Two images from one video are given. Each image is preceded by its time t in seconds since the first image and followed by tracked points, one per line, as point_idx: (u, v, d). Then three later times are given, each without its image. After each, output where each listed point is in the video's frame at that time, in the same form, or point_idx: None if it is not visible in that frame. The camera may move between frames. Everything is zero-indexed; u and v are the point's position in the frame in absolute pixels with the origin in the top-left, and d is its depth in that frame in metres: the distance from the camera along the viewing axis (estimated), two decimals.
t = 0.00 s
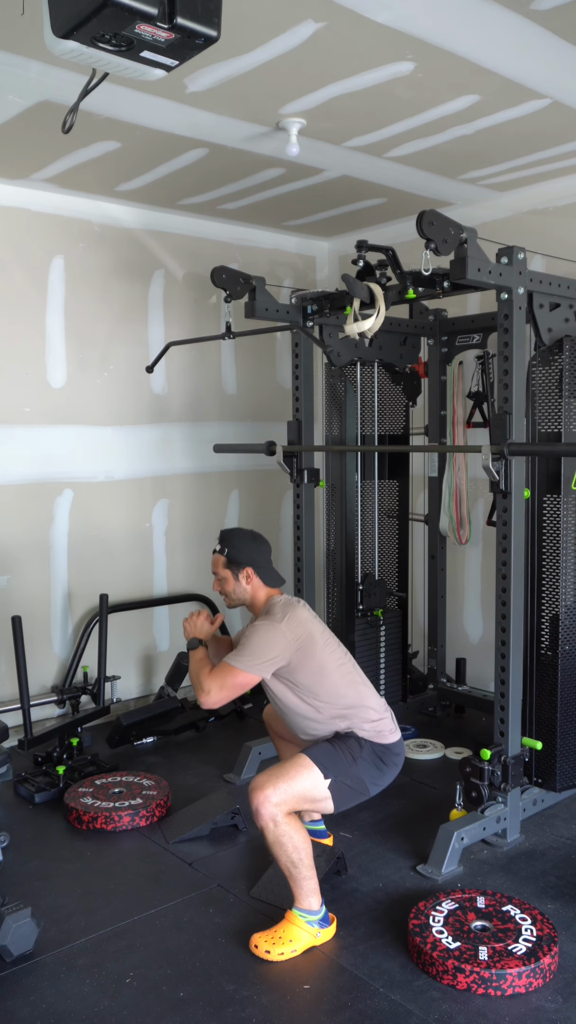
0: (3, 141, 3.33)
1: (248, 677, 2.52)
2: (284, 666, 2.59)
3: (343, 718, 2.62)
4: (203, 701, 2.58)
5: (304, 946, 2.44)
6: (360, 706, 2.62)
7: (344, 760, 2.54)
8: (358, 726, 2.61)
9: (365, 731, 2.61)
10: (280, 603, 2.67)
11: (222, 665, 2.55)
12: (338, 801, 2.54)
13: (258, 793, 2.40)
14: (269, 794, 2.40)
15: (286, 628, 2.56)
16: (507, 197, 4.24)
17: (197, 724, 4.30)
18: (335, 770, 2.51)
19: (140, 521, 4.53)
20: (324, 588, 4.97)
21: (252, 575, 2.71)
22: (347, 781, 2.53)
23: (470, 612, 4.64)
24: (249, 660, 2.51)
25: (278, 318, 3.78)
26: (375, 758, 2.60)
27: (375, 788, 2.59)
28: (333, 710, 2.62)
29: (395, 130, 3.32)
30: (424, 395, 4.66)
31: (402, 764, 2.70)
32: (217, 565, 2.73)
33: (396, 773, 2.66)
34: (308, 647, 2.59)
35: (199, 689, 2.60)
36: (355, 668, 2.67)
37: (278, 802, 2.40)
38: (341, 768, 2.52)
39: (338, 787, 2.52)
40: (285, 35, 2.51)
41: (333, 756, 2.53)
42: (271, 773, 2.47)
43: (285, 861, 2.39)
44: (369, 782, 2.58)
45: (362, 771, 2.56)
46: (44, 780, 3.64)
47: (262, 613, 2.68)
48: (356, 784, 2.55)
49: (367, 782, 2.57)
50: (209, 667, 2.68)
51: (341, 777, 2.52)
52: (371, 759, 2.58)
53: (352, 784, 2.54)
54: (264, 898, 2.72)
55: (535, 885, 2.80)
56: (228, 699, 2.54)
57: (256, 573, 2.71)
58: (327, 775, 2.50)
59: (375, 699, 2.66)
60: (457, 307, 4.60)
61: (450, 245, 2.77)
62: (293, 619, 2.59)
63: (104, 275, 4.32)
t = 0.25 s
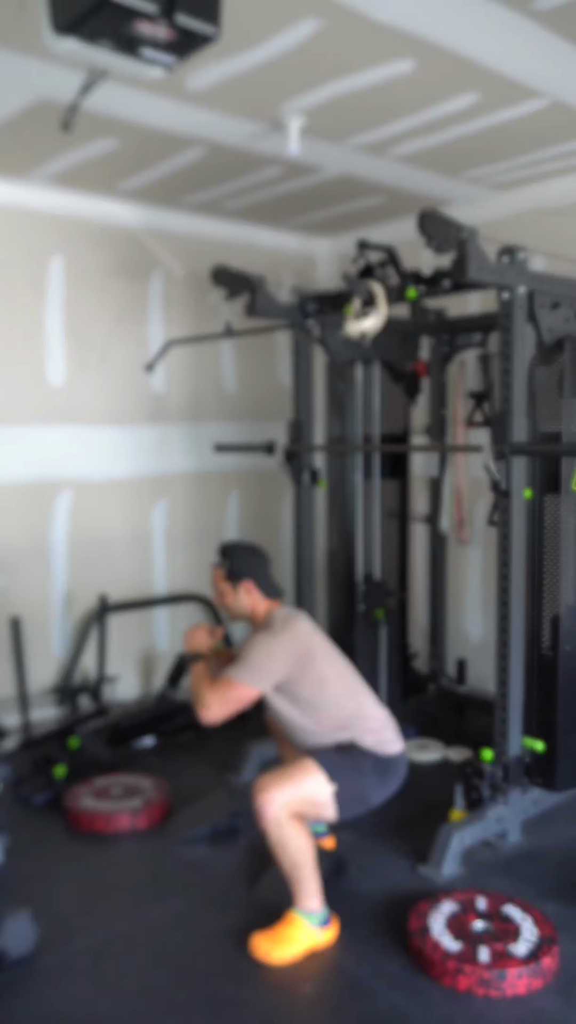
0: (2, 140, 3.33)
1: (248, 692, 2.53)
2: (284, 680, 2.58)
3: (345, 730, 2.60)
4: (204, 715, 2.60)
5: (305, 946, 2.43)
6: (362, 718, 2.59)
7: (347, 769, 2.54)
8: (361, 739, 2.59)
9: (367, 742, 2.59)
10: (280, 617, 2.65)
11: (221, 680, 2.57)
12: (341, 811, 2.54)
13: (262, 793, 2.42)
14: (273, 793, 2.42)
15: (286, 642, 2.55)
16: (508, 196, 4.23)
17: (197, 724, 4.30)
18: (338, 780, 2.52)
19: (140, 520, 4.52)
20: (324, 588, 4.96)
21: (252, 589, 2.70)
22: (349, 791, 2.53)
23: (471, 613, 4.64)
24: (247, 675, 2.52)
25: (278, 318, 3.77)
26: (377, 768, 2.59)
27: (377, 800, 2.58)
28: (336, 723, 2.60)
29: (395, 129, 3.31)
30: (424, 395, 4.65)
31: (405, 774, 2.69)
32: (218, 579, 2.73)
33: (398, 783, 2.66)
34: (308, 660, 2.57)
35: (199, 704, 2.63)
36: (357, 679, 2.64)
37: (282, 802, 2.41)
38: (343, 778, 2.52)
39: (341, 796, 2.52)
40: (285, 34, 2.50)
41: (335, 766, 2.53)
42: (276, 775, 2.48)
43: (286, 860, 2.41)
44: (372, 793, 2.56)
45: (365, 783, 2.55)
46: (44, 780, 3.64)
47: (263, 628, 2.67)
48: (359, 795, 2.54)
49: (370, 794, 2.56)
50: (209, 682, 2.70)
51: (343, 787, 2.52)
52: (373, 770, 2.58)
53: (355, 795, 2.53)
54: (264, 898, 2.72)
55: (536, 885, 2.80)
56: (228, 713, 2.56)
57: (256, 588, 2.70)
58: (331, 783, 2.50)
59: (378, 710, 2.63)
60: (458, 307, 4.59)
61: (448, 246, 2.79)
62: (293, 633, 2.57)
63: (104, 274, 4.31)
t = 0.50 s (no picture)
0: (4, 141, 3.34)
1: (251, 703, 2.54)
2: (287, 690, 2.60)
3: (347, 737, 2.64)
4: (206, 728, 2.58)
5: (304, 945, 2.44)
6: (363, 725, 2.63)
7: (350, 774, 2.57)
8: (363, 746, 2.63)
9: (369, 749, 2.63)
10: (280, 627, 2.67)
11: (224, 691, 2.56)
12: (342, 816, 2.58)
13: (265, 790, 2.42)
14: (276, 793, 2.42)
15: (288, 652, 2.57)
16: (507, 197, 4.25)
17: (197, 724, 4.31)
18: (341, 783, 2.55)
19: (140, 521, 4.53)
20: (324, 588, 4.97)
21: (252, 600, 2.72)
22: (351, 794, 2.57)
23: (470, 612, 4.64)
24: (251, 687, 2.53)
25: (277, 318, 3.78)
26: (379, 775, 2.62)
27: (378, 805, 2.62)
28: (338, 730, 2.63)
29: (395, 130, 3.32)
30: (424, 395, 4.67)
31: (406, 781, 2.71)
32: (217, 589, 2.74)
33: (399, 789, 2.69)
34: (310, 670, 2.59)
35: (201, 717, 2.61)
36: (358, 688, 2.68)
37: (284, 802, 2.41)
38: (346, 782, 2.56)
39: (341, 799, 2.56)
40: (285, 35, 2.51)
41: (339, 770, 2.56)
42: (279, 772, 2.49)
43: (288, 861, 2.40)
44: (373, 799, 2.60)
45: (367, 789, 2.58)
46: (44, 780, 3.64)
47: (263, 637, 2.69)
48: (361, 801, 2.58)
49: (371, 800, 2.59)
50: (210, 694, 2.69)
51: (345, 790, 2.55)
52: (375, 776, 2.61)
53: (355, 799, 2.58)
54: (264, 898, 2.72)
55: (535, 885, 2.80)
56: (231, 726, 2.55)
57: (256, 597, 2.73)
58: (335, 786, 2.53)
59: (379, 718, 2.67)
60: (457, 308, 4.60)
61: (449, 246, 2.78)
62: (294, 644, 2.60)
63: (105, 275, 4.32)
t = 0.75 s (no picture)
0: (4, 141, 3.33)
1: (252, 712, 2.54)
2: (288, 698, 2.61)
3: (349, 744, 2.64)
4: (207, 734, 2.59)
5: (304, 945, 2.44)
6: (367, 731, 2.63)
7: (352, 778, 2.57)
8: (366, 752, 2.63)
9: (372, 755, 2.63)
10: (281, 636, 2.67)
11: (224, 700, 2.57)
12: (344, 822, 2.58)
13: (269, 789, 2.43)
14: (280, 792, 2.42)
15: (288, 661, 2.58)
16: (507, 197, 4.24)
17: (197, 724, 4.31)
18: (343, 787, 2.54)
19: (140, 521, 4.52)
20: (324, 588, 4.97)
21: (253, 607, 2.72)
22: (353, 799, 2.56)
23: (470, 612, 4.64)
24: (251, 696, 2.53)
25: (278, 318, 3.78)
26: (382, 781, 2.61)
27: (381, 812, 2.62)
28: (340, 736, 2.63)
29: (395, 130, 3.32)
30: (424, 395, 4.66)
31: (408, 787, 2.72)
32: (218, 599, 2.74)
33: (402, 796, 2.68)
34: (311, 677, 2.60)
35: (202, 723, 2.62)
36: (360, 694, 2.68)
37: (287, 802, 2.41)
38: (348, 786, 2.55)
39: (343, 803, 2.55)
40: (284, 35, 2.51)
41: (341, 774, 2.55)
42: (282, 771, 2.49)
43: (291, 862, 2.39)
44: (375, 805, 2.60)
45: (370, 795, 2.58)
46: (44, 780, 3.64)
47: (263, 647, 2.70)
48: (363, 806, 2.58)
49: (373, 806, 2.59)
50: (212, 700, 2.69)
51: (347, 794, 2.55)
52: (378, 782, 2.61)
53: (356, 804, 2.57)
54: (264, 898, 2.72)
55: (535, 885, 2.80)
56: (231, 732, 2.57)
57: (257, 609, 2.73)
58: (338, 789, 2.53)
59: (382, 724, 2.67)
60: (457, 307, 4.60)
61: (450, 245, 2.77)
62: (294, 651, 2.60)
63: (104, 275, 4.32)
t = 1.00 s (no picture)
0: (3, 141, 3.33)
1: (254, 714, 2.53)
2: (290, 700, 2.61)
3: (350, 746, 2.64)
4: (209, 736, 2.58)
5: (305, 945, 2.44)
6: (368, 733, 2.63)
7: (353, 780, 2.57)
8: (367, 754, 2.63)
9: (373, 757, 2.63)
10: (281, 639, 2.67)
11: (226, 702, 2.55)
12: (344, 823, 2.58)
13: (269, 788, 2.43)
14: (281, 793, 2.42)
15: (290, 662, 2.58)
16: (507, 197, 4.24)
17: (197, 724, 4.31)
18: (345, 788, 2.54)
19: (140, 521, 4.53)
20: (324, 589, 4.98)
21: (255, 608, 2.72)
22: (354, 800, 2.56)
23: (470, 613, 4.64)
24: (253, 697, 2.52)
25: (278, 318, 3.77)
26: (383, 783, 2.61)
27: (381, 814, 2.62)
28: (341, 738, 2.63)
29: (395, 130, 3.32)
30: (424, 395, 4.66)
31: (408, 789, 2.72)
32: (219, 600, 2.74)
33: (402, 798, 2.68)
34: (313, 679, 2.60)
35: (203, 725, 2.61)
36: (362, 696, 2.69)
37: (288, 801, 2.42)
38: (350, 787, 2.55)
39: (344, 804, 2.55)
40: (284, 35, 2.51)
41: (343, 775, 2.55)
42: (284, 771, 2.49)
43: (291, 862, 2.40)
44: (376, 807, 2.60)
45: (371, 797, 2.58)
46: (44, 780, 3.64)
47: (264, 649, 2.70)
48: (364, 808, 2.58)
49: (374, 808, 2.59)
50: (213, 702, 2.69)
51: (348, 795, 2.55)
52: (379, 784, 2.61)
53: (358, 805, 2.57)
54: (264, 898, 2.72)
55: (535, 885, 2.80)
56: (233, 734, 2.55)
57: (259, 610, 2.73)
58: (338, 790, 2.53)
59: (383, 726, 2.67)
60: (457, 307, 4.60)
61: (450, 245, 2.77)
62: (296, 653, 2.61)
63: (104, 275, 4.32)
